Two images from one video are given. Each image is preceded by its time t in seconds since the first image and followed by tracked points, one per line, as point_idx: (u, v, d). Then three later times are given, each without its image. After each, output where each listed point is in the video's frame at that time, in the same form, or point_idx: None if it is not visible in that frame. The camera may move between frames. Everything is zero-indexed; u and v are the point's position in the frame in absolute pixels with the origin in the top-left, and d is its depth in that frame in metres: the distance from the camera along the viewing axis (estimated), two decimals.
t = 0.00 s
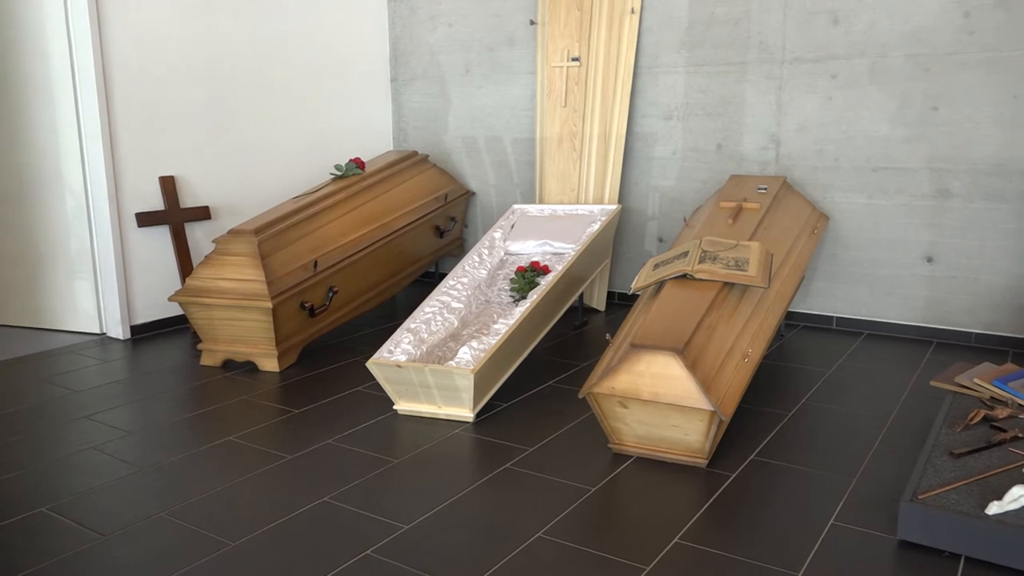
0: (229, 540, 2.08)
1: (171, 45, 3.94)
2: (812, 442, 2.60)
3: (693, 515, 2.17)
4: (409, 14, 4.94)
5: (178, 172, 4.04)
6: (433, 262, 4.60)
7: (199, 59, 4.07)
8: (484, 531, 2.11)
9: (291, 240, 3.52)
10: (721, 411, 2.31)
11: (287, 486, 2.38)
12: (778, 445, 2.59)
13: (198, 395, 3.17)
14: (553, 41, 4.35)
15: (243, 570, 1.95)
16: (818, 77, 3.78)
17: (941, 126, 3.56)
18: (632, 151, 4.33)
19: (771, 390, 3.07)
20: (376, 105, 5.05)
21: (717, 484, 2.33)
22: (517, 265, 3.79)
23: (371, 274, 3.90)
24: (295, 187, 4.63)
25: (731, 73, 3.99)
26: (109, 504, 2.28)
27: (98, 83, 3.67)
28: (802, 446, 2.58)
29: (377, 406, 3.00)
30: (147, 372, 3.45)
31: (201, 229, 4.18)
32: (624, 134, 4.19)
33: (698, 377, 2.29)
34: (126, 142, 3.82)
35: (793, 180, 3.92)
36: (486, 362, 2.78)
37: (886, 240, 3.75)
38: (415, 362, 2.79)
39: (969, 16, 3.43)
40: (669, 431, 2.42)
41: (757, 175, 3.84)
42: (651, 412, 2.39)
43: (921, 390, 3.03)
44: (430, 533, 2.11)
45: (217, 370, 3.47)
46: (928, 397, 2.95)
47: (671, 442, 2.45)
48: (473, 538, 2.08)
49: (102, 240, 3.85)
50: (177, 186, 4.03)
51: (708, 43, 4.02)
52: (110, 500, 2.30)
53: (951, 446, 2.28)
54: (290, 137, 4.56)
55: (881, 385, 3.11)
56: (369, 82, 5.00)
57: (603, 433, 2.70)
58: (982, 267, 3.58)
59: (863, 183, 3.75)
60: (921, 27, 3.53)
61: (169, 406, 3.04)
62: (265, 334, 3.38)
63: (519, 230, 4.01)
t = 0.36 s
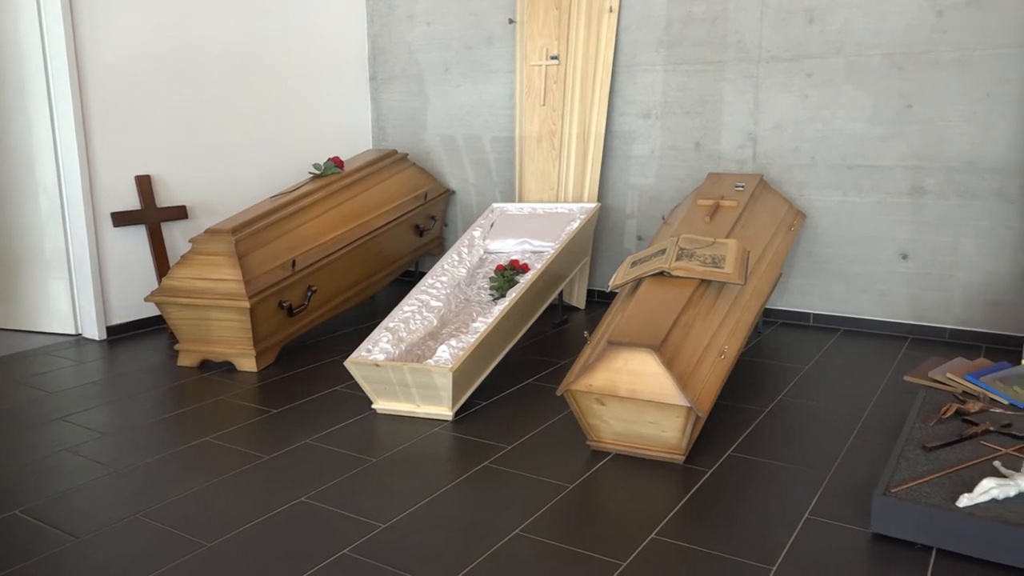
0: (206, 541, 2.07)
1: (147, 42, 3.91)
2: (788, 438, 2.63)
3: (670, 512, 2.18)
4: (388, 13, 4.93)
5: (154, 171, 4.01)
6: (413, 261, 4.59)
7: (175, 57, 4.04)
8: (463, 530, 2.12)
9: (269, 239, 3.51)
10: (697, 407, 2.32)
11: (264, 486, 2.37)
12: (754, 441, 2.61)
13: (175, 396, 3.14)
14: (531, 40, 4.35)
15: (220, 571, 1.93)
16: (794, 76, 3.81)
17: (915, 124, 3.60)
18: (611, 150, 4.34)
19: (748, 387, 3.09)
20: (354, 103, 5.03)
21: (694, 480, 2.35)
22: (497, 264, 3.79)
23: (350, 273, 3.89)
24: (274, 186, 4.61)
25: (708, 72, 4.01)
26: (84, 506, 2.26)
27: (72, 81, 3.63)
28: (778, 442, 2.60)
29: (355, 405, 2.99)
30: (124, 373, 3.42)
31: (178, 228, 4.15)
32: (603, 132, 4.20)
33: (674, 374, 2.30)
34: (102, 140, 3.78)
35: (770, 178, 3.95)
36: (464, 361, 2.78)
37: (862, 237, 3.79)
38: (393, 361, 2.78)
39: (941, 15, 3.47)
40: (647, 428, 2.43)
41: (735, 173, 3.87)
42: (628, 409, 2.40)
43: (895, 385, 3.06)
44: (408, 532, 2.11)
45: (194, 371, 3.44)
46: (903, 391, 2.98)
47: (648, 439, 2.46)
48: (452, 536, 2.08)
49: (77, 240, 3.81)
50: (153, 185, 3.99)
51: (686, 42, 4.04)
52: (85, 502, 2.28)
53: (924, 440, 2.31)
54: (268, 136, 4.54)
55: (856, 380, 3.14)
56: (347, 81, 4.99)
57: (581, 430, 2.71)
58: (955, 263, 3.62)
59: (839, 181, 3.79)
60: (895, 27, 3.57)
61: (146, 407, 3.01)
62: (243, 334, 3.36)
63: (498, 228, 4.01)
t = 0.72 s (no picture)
0: (172, 544, 2.05)
1: (114, 40, 3.86)
2: (757, 434, 2.65)
3: (640, 509, 2.19)
4: (359, 12, 4.91)
5: (122, 171, 3.96)
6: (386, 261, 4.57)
7: (143, 56, 3.99)
8: (433, 529, 2.11)
9: (239, 240, 3.47)
10: (667, 404, 2.33)
11: (233, 488, 2.35)
12: (724, 437, 2.63)
13: (143, 398, 3.10)
14: (503, 39, 4.36)
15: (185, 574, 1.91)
16: (763, 75, 3.85)
17: (881, 124, 3.65)
18: (583, 149, 4.36)
19: (719, 384, 3.12)
20: (326, 102, 5.01)
21: (664, 477, 2.36)
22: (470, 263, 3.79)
23: (322, 273, 3.87)
24: (245, 186, 4.57)
25: (678, 71, 4.04)
26: (48, 511, 2.22)
27: (36, 79, 3.58)
28: (748, 438, 2.62)
29: (326, 406, 2.98)
30: (91, 375, 3.37)
31: (147, 229, 4.10)
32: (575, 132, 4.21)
33: (644, 371, 2.31)
34: (67, 140, 3.73)
35: (741, 177, 3.98)
36: (436, 360, 2.77)
37: (831, 235, 3.84)
38: (364, 360, 2.77)
39: (907, 16, 3.52)
40: (617, 425, 2.44)
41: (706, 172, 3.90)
42: (599, 406, 2.41)
43: (863, 380, 3.10)
44: (379, 531, 2.10)
45: (164, 373, 3.40)
46: (870, 387, 3.02)
47: (619, 436, 2.47)
48: (422, 535, 2.08)
49: (42, 241, 3.75)
50: (121, 185, 3.94)
51: (656, 41, 4.07)
52: (49, 506, 2.24)
53: (889, 434, 2.34)
54: (240, 135, 4.51)
55: (826, 376, 3.18)
56: (319, 80, 4.96)
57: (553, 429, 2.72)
58: (922, 261, 3.67)
59: (808, 179, 3.83)
60: (861, 27, 3.62)
61: (113, 410, 2.97)
62: (213, 335, 3.32)
63: (471, 228, 4.01)
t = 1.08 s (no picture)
0: (122, 549, 2.00)
1: (65, 37, 3.78)
2: (715, 430, 2.67)
3: (598, 505, 2.20)
4: (319, 9, 4.86)
5: (74, 170, 3.88)
6: (347, 260, 4.53)
7: (95, 53, 3.91)
8: (391, 529, 2.10)
9: (195, 240, 3.42)
10: (625, 401, 2.34)
11: (186, 492, 2.30)
12: (683, 433, 2.65)
13: (95, 401, 3.04)
14: (464, 38, 4.34)
15: None
16: (722, 75, 3.89)
17: (836, 123, 3.71)
18: (545, 148, 4.36)
19: (678, 381, 3.14)
20: (285, 100, 4.95)
21: (622, 473, 2.37)
22: (431, 262, 3.77)
23: (281, 273, 3.82)
24: (202, 186, 4.50)
25: (638, 71, 4.06)
26: None
27: None
28: (706, 434, 2.64)
29: (284, 407, 2.94)
30: (41, 379, 3.29)
31: (100, 229, 4.02)
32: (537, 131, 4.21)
33: (603, 369, 2.31)
34: (15, 138, 3.64)
35: (700, 175, 4.02)
36: (395, 359, 2.75)
37: (788, 233, 3.89)
38: (321, 360, 2.74)
39: (860, 17, 3.58)
40: (576, 422, 2.44)
41: (666, 170, 3.93)
42: (557, 404, 2.41)
43: (819, 376, 3.14)
44: (335, 533, 2.08)
45: (117, 376, 3.33)
46: (826, 382, 3.06)
47: (578, 434, 2.48)
48: (379, 536, 2.06)
49: None
50: (72, 185, 3.86)
51: (617, 41, 4.09)
52: None
53: (843, 428, 2.38)
54: (197, 134, 4.44)
55: (783, 372, 3.22)
56: (278, 78, 4.90)
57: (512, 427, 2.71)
58: (876, 257, 3.74)
59: (765, 178, 3.88)
60: (816, 28, 3.67)
61: (64, 414, 2.90)
62: (168, 336, 3.26)
63: (432, 227, 3.99)
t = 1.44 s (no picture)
0: (64, 560, 1.95)
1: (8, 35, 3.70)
2: (672, 429, 2.69)
3: (553, 506, 2.20)
4: (274, 8, 4.79)
5: (20, 171, 3.80)
6: (306, 263, 4.48)
7: (42, 51, 3.83)
8: (344, 534, 2.07)
9: (146, 242, 3.35)
10: (581, 401, 2.34)
11: (134, 500, 2.25)
12: (639, 433, 2.66)
13: (41, 408, 2.96)
14: (421, 38, 4.32)
15: None
16: (678, 76, 3.92)
17: (790, 123, 3.76)
18: (504, 148, 4.36)
19: (637, 380, 3.16)
20: (241, 100, 4.88)
21: (578, 474, 2.37)
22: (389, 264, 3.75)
23: (237, 276, 3.76)
24: (155, 187, 4.42)
25: (595, 72, 4.08)
26: None
27: None
28: (663, 433, 2.66)
29: (238, 411, 2.89)
30: None
31: (49, 231, 3.93)
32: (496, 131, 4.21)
33: (558, 369, 2.31)
34: None
35: (657, 176, 4.05)
36: (350, 363, 2.72)
37: (745, 232, 3.93)
38: (275, 365, 2.70)
39: (812, 19, 3.64)
40: (532, 423, 2.44)
41: (623, 171, 3.95)
42: (513, 405, 2.41)
43: (775, 373, 3.18)
44: (287, 538, 2.05)
45: (66, 382, 3.26)
46: (781, 379, 3.10)
47: (535, 435, 2.47)
48: (331, 541, 2.04)
49: None
50: (19, 186, 3.79)
51: (574, 41, 4.10)
52: None
53: (796, 425, 2.41)
54: (150, 134, 4.35)
55: (740, 370, 3.25)
56: (234, 78, 4.83)
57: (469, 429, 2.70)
58: (830, 256, 3.80)
59: (722, 178, 3.92)
60: (770, 29, 3.71)
61: (9, 422, 2.83)
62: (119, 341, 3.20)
63: (391, 228, 3.96)
